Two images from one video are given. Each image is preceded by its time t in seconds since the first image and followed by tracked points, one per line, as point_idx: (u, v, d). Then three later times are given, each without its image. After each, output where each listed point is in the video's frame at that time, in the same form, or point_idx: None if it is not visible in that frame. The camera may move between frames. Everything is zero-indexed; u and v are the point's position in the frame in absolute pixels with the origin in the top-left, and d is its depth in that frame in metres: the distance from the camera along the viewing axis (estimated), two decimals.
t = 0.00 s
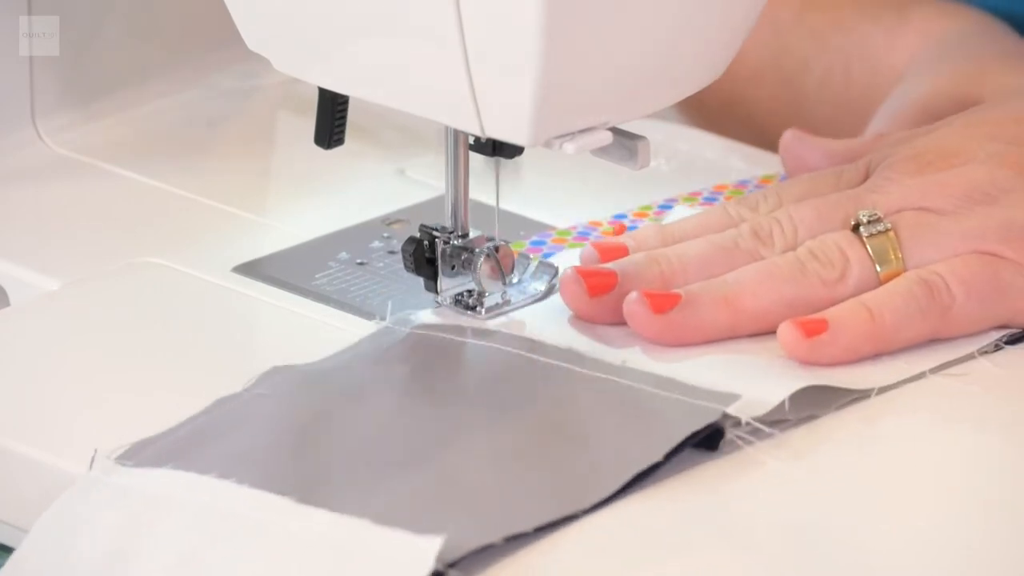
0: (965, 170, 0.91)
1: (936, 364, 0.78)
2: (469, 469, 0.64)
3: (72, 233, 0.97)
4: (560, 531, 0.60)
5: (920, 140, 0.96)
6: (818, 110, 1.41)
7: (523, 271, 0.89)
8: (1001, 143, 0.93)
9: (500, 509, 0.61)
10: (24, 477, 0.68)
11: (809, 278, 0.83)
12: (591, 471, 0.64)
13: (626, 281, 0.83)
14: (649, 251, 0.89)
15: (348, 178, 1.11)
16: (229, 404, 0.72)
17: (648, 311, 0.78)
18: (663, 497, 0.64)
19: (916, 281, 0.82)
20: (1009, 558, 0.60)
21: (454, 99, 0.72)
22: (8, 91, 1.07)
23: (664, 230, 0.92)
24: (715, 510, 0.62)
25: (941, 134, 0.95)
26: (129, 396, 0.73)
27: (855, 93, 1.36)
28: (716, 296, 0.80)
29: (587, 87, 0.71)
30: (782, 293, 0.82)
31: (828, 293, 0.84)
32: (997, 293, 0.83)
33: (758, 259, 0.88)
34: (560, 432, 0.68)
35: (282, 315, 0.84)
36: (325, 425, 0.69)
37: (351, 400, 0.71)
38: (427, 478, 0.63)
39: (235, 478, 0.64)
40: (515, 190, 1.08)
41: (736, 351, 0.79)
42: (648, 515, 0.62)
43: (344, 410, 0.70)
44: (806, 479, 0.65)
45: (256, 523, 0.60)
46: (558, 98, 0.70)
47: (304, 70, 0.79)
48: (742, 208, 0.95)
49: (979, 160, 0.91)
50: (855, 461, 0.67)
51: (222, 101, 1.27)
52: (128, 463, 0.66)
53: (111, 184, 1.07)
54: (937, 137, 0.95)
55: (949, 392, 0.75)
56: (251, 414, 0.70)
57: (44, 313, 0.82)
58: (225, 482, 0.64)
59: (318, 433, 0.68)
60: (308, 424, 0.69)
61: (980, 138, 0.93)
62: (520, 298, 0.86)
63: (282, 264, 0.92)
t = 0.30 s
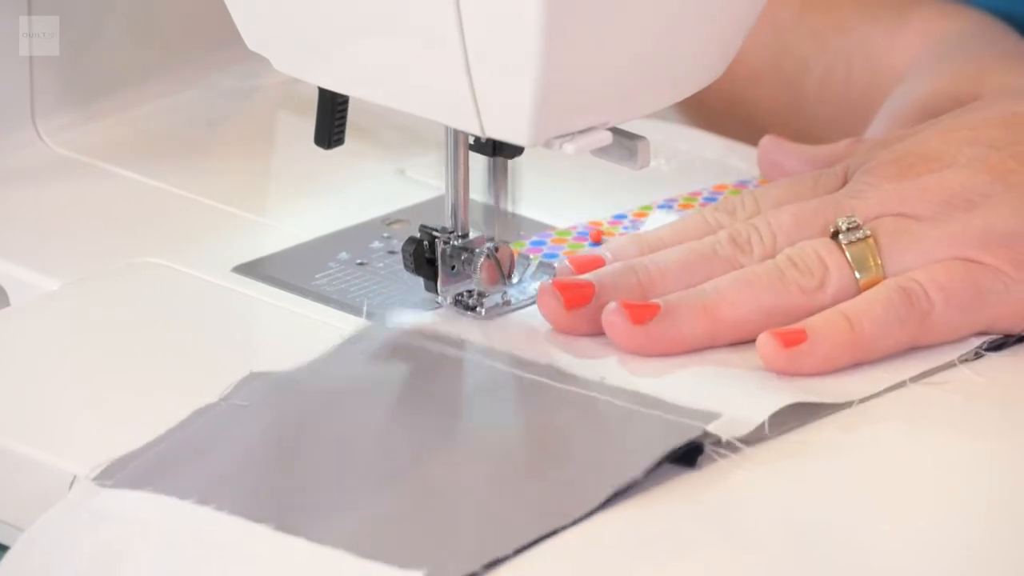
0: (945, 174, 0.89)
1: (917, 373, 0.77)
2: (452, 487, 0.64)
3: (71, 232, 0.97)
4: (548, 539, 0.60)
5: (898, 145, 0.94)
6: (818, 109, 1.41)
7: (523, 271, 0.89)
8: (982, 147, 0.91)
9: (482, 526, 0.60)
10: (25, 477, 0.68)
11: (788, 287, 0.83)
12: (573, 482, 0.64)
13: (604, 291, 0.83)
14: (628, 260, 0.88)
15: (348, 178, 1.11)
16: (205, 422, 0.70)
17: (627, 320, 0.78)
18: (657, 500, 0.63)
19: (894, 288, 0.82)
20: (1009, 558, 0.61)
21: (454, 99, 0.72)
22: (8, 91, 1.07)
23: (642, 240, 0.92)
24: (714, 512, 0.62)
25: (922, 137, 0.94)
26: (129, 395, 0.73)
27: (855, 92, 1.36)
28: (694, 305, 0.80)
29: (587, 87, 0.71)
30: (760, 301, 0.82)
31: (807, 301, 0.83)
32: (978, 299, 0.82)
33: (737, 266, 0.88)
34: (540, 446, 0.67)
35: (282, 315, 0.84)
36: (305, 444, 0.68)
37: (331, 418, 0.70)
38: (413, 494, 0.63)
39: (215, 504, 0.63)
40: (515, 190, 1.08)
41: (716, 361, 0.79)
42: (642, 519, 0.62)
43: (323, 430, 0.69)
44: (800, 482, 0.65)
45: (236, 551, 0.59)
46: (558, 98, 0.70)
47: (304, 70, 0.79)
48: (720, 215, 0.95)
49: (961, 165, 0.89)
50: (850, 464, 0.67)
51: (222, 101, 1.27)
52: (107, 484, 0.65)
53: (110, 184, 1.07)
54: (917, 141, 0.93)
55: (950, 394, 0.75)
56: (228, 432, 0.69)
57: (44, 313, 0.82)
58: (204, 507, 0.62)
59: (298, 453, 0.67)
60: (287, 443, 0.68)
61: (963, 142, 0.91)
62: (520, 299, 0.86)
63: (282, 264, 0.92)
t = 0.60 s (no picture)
0: (960, 160, 0.85)
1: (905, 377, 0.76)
2: (434, 497, 0.62)
3: (72, 232, 0.97)
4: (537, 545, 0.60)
5: (910, 120, 0.90)
6: (820, 109, 1.41)
7: (523, 270, 0.89)
8: (997, 131, 0.87)
9: (467, 539, 0.59)
10: (25, 477, 0.68)
11: (801, 290, 0.80)
12: (561, 492, 0.63)
13: (618, 301, 0.80)
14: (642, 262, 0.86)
15: (348, 178, 1.11)
16: (182, 439, 0.68)
17: (645, 341, 0.76)
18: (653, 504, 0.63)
19: (905, 291, 0.79)
20: (1009, 558, 0.60)
21: (454, 99, 0.72)
22: (8, 91, 1.07)
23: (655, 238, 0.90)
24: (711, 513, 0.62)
25: (937, 113, 0.90)
26: (129, 396, 0.73)
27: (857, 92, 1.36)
28: (706, 317, 0.78)
29: (587, 87, 0.71)
30: (772, 307, 0.79)
31: (823, 304, 0.80)
32: (988, 301, 0.79)
33: (752, 264, 0.85)
34: (522, 455, 0.66)
35: (282, 315, 0.84)
36: (285, 458, 0.66)
37: (312, 430, 0.69)
38: (396, 507, 0.62)
39: (196, 525, 0.61)
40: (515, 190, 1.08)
41: (733, 374, 0.77)
42: (638, 523, 0.61)
43: (305, 443, 0.67)
44: (795, 484, 0.65)
45: None
46: (558, 99, 0.70)
47: (304, 70, 0.78)
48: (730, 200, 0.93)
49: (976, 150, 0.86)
50: (845, 468, 0.67)
51: (223, 101, 1.27)
52: (87, 502, 0.63)
53: (110, 184, 1.07)
54: (931, 117, 0.89)
55: (953, 395, 0.75)
56: (207, 447, 0.67)
57: (44, 313, 0.82)
58: (186, 529, 0.61)
59: (278, 469, 0.65)
60: (267, 458, 0.66)
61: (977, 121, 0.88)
62: (520, 298, 0.87)
63: (282, 264, 0.92)
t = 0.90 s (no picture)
0: (957, 133, 0.81)
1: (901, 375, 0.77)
2: (427, 505, 0.62)
3: (71, 232, 0.97)
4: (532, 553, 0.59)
5: (909, 84, 0.86)
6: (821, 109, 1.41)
7: (523, 269, 0.89)
8: (999, 99, 0.83)
9: (461, 546, 0.59)
10: (25, 476, 0.68)
11: (792, 281, 0.79)
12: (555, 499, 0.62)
13: (616, 298, 0.81)
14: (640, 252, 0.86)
15: (348, 178, 1.11)
16: (167, 449, 0.67)
17: (640, 346, 0.77)
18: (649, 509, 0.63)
19: (891, 285, 0.77)
20: (1009, 557, 0.60)
21: (455, 99, 0.72)
22: (8, 90, 1.07)
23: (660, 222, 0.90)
24: (708, 518, 0.62)
25: (940, 75, 0.85)
26: (129, 395, 0.73)
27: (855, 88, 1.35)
28: (699, 312, 0.78)
29: (587, 87, 0.71)
30: (764, 302, 0.79)
31: (816, 293, 0.79)
32: (975, 290, 0.78)
33: (748, 247, 0.84)
34: (510, 464, 0.66)
35: (282, 315, 0.84)
36: (274, 467, 0.65)
37: (300, 440, 0.68)
38: (389, 515, 0.61)
39: (185, 539, 0.60)
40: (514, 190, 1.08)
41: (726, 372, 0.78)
42: (636, 528, 0.61)
43: (293, 453, 0.67)
44: (789, 487, 0.65)
45: None
46: (558, 99, 0.70)
47: (304, 70, 0.78)
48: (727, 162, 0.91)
49: (975, 121, 0.82)
50: (838, 471, 0.66)
51: (223, 101, 1.27)
52: (75, 512, 0.62)
53: (110, 184, 1.07)
54: (932, 80, 0.85)
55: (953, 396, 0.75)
56: (194, 456, 0.66)
57: (44, 313, 0.82)
58: (175, 544, 0.60)
59: (267, 479, 0.64)
60: (253, 468, 0.65)
61: (978, 84, 0.83)
62: (520, 298, 0.87)
63: (282, 264, 0.92)
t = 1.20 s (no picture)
0: (979, 110, 0.88)
1: (907, 360, 0.76)
2: (404, 514, 0.61)
3: (71, 232, 0.97)
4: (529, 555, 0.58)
5: (932, 74, 0.93)
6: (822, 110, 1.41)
7: (523, 270, 0.89)
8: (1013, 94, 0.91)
9: (438, 558, 0.58)
10: (25, 477, 0.68)
11: (807, 197, 0.81)
12: (536, 504, 0.61)
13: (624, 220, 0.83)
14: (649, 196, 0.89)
15: (348, 178, 1.11)
16: (145, 466, 0.66)
17: (636, 238, 0.78)
18: (641, 512, 0.62)
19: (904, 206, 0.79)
20: (1009, 558, 0.60)
21: (454, 100, 0.72)
22: (8, 90, 1.07)
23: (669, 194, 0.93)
24: (700, 520, 0.62)
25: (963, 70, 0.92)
26: (129, 395, 0.73)
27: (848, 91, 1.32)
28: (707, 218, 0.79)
29: (586, 86, 0.71)
30: (770, 213, 0.79)
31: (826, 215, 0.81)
32: (982, 243, 0.82)
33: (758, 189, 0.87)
34: (489, 470, 0.64)
35: (282, 315, 0.84)
36: (251, 482, 0.64)
37: (276, 453, 0.66)
38: (363, 531, 0.60)
39: (162, 558, 0.59)
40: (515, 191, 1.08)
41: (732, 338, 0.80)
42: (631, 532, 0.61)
43: (269, 467, 0.65)
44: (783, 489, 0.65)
45: None
46: (559, 99, 0.70)
47: (304, 70, 0.78)
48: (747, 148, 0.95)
49: (995, 102, 0.89)
50: (831, 475, 0.66)
51: (223, 101, 1.27)
52: (54, 535, 0.61)
53: (110, 184, 1.07)
54: (957, 73, 0.92)
55: (955, 396, 0.74)
56: (170, 473, 0.65)
57: (44, 313, 0.82)
58: (153, 564, 0.59)
59: (243, 495, 0.63)
60: (228, 484, 0.64)
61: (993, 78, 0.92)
62: (520, 298, 0.86)
63: (282, 264, 0.92)
